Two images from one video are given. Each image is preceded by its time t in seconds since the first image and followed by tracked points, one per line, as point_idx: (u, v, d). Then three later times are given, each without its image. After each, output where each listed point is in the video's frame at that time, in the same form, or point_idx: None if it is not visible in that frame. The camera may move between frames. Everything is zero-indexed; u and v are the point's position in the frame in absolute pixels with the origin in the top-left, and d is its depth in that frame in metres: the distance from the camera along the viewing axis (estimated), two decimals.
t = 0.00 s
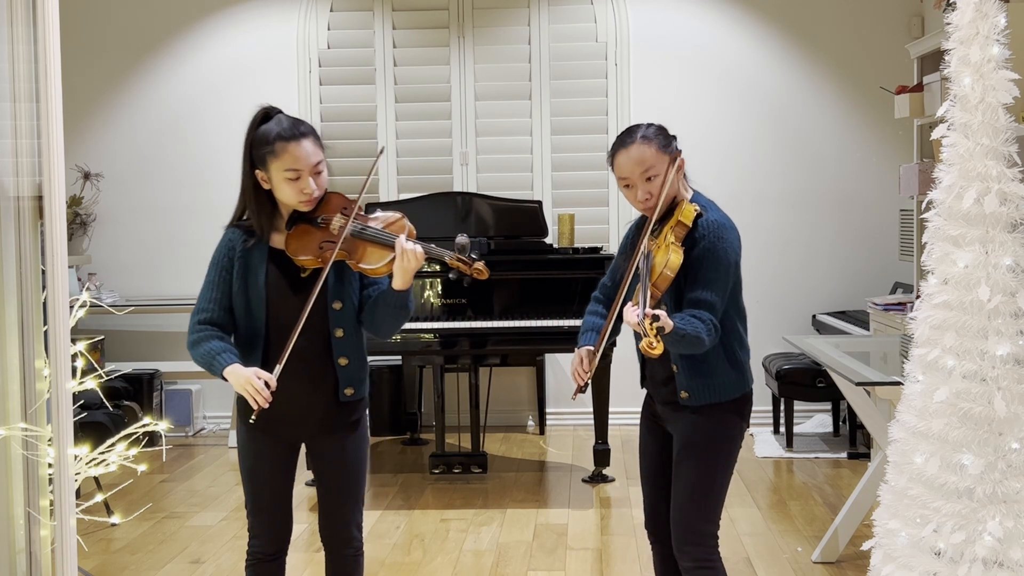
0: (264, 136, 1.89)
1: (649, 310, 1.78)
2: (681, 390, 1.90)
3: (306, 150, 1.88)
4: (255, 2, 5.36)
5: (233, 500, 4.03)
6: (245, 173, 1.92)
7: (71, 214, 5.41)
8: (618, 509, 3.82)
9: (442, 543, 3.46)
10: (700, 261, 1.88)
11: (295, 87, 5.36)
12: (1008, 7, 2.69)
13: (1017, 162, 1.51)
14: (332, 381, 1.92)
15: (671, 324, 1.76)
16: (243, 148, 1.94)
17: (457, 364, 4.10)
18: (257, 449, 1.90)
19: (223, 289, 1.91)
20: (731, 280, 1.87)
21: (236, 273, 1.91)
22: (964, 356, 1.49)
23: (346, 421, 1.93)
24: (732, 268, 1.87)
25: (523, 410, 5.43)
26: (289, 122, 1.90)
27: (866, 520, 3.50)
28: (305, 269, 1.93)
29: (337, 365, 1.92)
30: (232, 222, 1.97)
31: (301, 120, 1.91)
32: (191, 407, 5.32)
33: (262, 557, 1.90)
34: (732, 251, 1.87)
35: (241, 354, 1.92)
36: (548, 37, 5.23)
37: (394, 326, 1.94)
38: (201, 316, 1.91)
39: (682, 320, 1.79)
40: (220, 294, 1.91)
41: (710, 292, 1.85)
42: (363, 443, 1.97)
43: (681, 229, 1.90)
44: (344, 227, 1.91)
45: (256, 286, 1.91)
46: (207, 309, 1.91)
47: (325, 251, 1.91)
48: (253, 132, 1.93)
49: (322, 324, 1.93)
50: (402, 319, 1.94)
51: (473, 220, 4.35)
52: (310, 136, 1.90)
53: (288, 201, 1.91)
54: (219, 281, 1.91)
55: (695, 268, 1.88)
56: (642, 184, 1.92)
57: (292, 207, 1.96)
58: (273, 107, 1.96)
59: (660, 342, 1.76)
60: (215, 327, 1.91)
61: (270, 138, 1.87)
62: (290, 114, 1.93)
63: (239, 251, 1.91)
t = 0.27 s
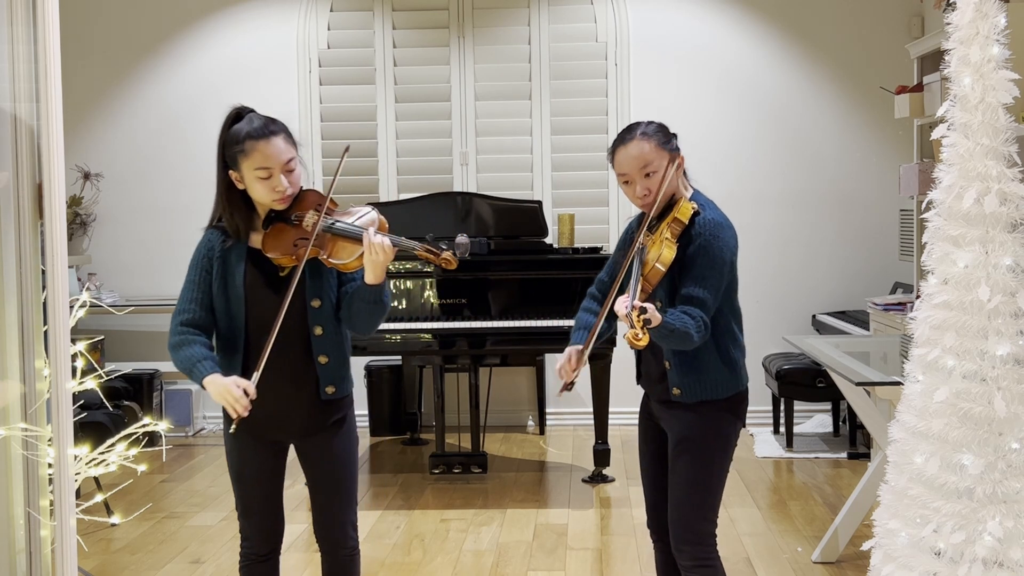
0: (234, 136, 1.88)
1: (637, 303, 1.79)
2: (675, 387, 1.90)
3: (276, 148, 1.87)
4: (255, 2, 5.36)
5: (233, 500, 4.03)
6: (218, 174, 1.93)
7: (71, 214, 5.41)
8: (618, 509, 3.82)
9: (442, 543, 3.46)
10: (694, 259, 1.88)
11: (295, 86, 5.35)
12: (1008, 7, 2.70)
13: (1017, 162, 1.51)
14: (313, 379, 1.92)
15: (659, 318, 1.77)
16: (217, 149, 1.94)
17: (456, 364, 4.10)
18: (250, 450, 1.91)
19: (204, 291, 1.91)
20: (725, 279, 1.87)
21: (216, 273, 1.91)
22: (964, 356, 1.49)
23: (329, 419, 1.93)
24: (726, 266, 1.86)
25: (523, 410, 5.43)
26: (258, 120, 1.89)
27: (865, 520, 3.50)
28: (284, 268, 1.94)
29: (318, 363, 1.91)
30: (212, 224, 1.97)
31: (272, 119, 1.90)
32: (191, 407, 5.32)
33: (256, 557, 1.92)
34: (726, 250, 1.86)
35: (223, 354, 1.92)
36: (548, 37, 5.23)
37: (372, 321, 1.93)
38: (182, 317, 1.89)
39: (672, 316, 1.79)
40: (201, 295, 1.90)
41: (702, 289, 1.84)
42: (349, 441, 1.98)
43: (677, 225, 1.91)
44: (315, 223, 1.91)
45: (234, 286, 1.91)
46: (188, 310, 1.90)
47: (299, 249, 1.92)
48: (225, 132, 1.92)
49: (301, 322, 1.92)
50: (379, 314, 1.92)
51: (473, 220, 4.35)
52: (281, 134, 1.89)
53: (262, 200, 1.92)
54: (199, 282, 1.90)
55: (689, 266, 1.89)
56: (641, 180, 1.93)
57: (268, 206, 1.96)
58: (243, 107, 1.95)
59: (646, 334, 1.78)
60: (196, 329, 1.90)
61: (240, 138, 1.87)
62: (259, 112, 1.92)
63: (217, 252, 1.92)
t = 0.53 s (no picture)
0: (215, 138, 1.88)
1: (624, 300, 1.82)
2: (668, 386, 1.90)
3: (257, 148, 1.87)
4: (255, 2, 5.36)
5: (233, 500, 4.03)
6: (202, 175, 1.94)
7: (71, 214, 5.41)
8: (618, 509, 3.83)
9: (443, 543, 3.46)
10: (687, 259, 1.87)
11: (295, 86, 5.35)
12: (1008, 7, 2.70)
13: (1017, 162, 1.51)
14: (301, 379, 1.92)
15: (644, 317, 1.78)
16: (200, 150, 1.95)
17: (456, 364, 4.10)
18: (245, 450, 1.91)
19: (188, 295, 1.94)
20: (718, 279, 1.86)
21: (199, 277, 1.93)
22: (964, 356, 1.49)
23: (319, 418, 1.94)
24: (719, 267, 1.86)
25: (523, 410, 5.43)
26: (239, 121, 1.89)
27: (865, 520, 3.50)
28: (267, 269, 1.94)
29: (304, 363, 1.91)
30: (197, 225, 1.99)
31: (254, 119, 1.90)
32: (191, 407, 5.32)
33: (251, 558, 1.94)
34: (720, 251, 1.86)
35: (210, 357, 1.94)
36: (548, 37, 5.23)
37: (356, 321, 1.91)
38: (166, 324, 1.94)
39: (660, 315, 1.80)
40: (186, 300, 1.94)
41: (693, 288, 1.85)
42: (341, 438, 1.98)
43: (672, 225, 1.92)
44: (295, 222, 1.92)
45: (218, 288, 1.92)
46: (172, 316, 1.94)
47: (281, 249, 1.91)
48: (208, 132, 1.93)
49: (287, 322, 1.91)
50: (362, 311, 1.91)
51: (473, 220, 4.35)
52: (262, 134, 1.89)
53: (245, 200, 1.91)
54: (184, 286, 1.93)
55: (682, 265, 1.88)
56: (640, 179, 1.93)
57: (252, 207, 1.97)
58: (225, 107, 1.95)
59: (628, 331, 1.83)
60: (180, 335, 1.94)
61: (220, 139, 1.87)
62: (241, 112, 1.92)
63: (202, 254, 1.94)
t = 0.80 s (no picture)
0: (212, 137, 1.89)
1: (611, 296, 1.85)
2: (660, 385, 1.91)
3: (256, 148, 1.87)
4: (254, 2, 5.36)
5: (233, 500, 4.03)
6: (199, 174, 1.95)
7: (71, 214, 5.41)
8: (618, 509, 3.83)
9: (443, 543, 3.46)
10: (680, 258, 1.87)
11: (295, 86, 5.35)
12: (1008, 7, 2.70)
13: (1017, 162, 1.51)
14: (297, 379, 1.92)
15: (629, 314, 1.81)
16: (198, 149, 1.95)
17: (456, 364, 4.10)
18: (240, 451, 1.92)
19: (184, 296, 1.95)
20: (710, 279, 1.86)
21: (195, 277, 1.94)
22: (964, 356, 1.49)
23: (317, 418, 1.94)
24: (712, 268, 1.86)
25: (523, 410, 5.43)
26: (237, 121, 1.89)
27: (866, 520, 3.50)
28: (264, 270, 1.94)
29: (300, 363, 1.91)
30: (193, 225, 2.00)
31: (251, 118, 1.90)
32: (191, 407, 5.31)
33: (251, 558, 1.93)
34: (713, 252, 1.86)
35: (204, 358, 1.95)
36: (548, 37, 5.23)
37: (352, 322, 1.91)
38: (162, 324, 1.95)
39: (649, 313, 1.80)
40: (181, 300, 1.95)
41: (685, 288, 1.84)
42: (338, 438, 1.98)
43: (665, 225, 1.93)
44: (291, 223, 1.92)
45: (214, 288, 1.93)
46: (167, 317, 1.95)
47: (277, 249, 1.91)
48: (205, 131, 1.93)
49: (283, 322, 1.92)
50: (357, 312, 1.91)
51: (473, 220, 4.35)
52: (259, 133, 1.89)
53: (241, 199, 1.92)
54: (179, 287, 1.94)
55: (675, 264, 1.88)
56: (633, 178, 1.94)
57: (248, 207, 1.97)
58: (224, 106, 1.95)
59: (613, 327, 1.86)
60: (175, 336, 1.95)
61: (218, 138, 1.87)
62: (239, 111, 1.92)
63: (198, 254, 1.95)
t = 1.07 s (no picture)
0: (222, 137, 1.90)
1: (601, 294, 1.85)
2: (656, 383, 1.91)
3: (269, 148, 1.88)
4: (255, 2, 5.36)
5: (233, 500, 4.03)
6: (208, 174, 1.95)
7: (71, 214, 5.41)
8: (618, 509, 3.83)
9: (443, 543, 3.46)
10: (674, 257, 1.87)
11: (295, 87, 5.35)
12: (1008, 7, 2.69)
13: (1017, 162, 1.51)
14: (302, 380, 1.92)
15: (619, 312, 1.82)
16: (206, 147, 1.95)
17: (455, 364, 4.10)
18: (240, 450, 1.91)
19: (188, 294, 1.93)
20: (705, 278, 1.86)
21: (201, 276, 1.93)
22: (964, 356, 1.49)
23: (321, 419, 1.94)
24: (706, 267, 1.86)
25: (523, 410, 5.43)
26: (249, 121, 1.90)
27: (866, 519, 3.50)
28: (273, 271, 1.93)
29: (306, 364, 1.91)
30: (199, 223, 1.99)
31: (263, 119, 1.91)
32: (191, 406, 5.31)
33: (251, 558, 1.94)
34: (707, 251, 1.86)
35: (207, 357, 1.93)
36: (548, 37, 5.23)
37: (360, 322, 1.91)
38: (163, 321, 1.93)
39: (642, 311, 1.80)
40: (185, 299, 1.93)
41: (678, 286, 1.84)
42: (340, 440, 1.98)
43: (659, 225, 1.93)
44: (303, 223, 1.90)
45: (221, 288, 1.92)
46: (169, 314, 1.93)
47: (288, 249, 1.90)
48: (215, 130, 1.93)
49: (289, 322, 1.92)
50: (366, 314, 1.91)
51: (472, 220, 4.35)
52: (271, 134, 1.90)
53: (252, 199, 1.92)
54: (184, 285, 1.93)
55: (669, 263, 1.88)
56: (630, 179, 1.95)
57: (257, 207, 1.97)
58: (234, 106, 1.96)
59: (601, 324, 1.88)
60: (177, 333, 1.93)
61: (229, 138, 1.88)
62: (250, 112, 1.93)
63: (204, 253, 1.94)
